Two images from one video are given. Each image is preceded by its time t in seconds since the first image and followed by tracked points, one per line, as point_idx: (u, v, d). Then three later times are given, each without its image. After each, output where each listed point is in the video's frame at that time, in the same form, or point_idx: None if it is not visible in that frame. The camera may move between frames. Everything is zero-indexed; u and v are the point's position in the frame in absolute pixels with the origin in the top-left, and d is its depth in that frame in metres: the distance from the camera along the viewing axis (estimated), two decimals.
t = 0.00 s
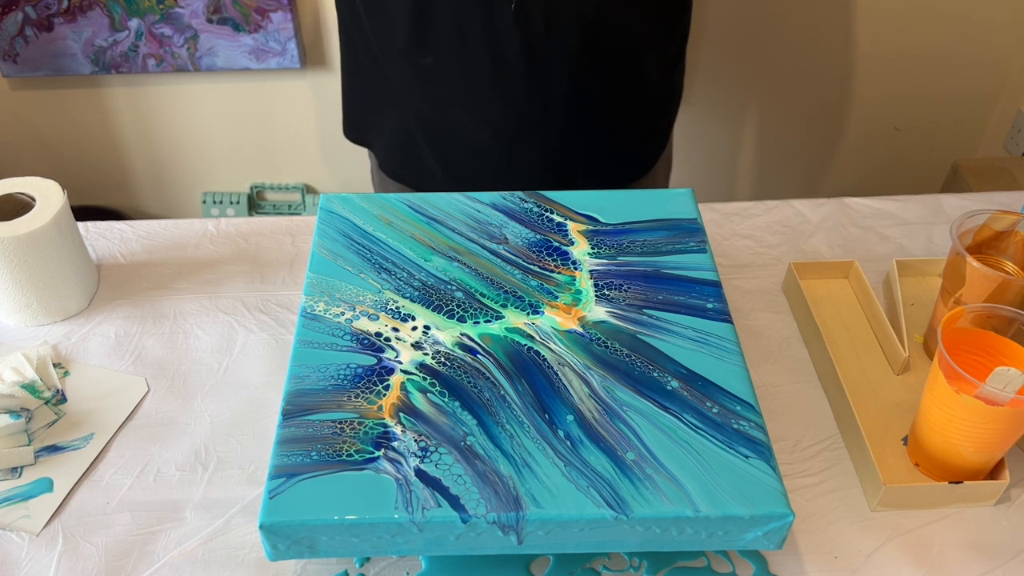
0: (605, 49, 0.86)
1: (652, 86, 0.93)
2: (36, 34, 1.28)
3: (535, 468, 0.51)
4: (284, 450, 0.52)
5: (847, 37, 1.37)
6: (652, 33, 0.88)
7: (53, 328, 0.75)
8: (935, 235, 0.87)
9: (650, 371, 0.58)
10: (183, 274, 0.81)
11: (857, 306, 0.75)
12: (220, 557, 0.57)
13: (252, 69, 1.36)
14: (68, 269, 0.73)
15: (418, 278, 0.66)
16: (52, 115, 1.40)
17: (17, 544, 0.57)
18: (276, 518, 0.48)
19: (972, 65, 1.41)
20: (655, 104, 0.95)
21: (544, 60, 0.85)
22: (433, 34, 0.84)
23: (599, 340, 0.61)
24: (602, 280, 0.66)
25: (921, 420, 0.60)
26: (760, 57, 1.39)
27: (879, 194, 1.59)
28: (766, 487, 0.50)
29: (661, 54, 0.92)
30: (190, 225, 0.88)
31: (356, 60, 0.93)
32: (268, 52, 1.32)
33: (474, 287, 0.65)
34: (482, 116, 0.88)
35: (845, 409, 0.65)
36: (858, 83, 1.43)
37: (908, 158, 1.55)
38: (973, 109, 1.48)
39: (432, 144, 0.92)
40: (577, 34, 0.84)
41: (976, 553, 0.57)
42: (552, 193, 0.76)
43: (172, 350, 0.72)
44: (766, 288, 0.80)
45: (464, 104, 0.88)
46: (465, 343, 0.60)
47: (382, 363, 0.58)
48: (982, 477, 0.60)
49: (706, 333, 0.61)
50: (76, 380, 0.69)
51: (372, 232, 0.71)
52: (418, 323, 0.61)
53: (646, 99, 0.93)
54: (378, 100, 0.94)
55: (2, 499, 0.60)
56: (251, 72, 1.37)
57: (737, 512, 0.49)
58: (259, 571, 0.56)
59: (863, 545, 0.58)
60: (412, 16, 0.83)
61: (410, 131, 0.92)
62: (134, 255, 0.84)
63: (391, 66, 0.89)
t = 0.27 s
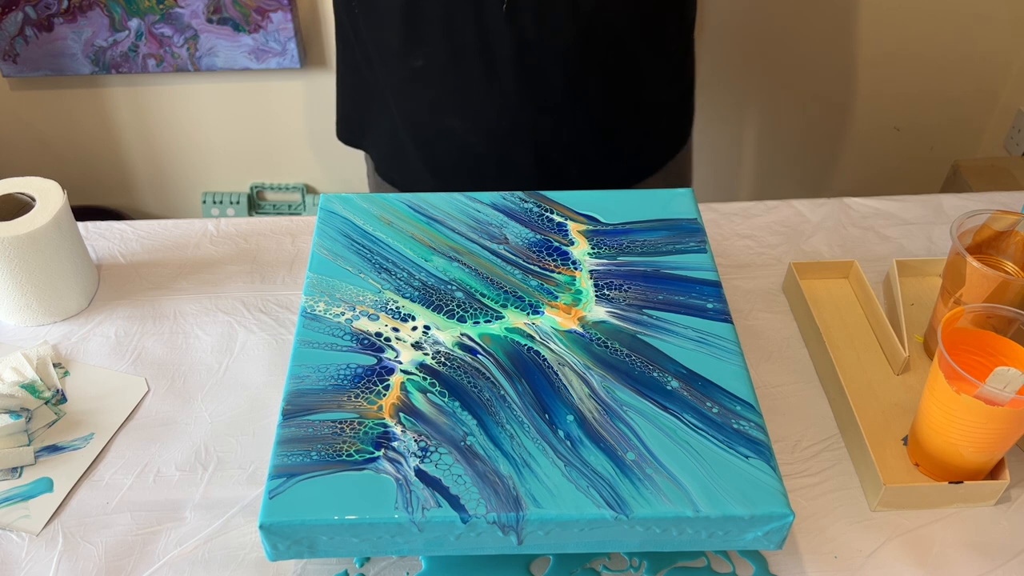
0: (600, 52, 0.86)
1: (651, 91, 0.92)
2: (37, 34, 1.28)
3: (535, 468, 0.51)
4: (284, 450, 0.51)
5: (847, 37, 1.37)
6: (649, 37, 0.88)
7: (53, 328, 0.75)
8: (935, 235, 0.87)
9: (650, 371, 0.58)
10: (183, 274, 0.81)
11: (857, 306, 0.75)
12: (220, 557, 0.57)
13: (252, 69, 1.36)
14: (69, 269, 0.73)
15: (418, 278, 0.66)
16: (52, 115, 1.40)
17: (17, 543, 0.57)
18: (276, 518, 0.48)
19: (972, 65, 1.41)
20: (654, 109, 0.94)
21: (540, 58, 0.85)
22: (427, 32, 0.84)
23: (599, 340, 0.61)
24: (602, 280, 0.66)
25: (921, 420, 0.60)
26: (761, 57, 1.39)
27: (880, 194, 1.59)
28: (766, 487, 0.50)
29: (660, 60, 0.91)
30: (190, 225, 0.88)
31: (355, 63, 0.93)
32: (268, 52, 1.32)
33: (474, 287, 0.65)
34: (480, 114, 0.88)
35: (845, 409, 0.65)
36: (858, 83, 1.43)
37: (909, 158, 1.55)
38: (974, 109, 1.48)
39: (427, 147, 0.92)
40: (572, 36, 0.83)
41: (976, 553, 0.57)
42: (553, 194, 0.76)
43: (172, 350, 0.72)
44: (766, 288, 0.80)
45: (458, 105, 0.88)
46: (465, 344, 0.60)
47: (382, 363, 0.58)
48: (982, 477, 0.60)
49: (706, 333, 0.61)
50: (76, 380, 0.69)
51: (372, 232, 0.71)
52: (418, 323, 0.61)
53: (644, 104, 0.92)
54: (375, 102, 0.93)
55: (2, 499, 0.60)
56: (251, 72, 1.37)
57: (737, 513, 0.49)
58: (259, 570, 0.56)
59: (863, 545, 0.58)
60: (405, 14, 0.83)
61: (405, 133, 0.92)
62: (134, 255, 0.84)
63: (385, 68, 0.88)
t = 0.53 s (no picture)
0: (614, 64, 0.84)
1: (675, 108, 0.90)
2: (37, 34, 1.28)
3: (535, 468, 0.51)
4: (284, 450, 0.51)
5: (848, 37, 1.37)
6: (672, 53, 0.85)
7: (53, 329, 0.75)
8: (935, 235, 0.87)
9: (650, 371, 0.58)
10: (183, 274, 0.81)
11: (857, 306, 0.75)
12: (220, 557, 0.57)
13: (252, 69, 1.36)
14: (68, 269, 0.73)
15: (418, 278, 0.66)
16: (52, 115, 1.40)
17: (17, 544, 0.57)
18: (277, 518, 0.48)
19: (973, 65, 1.41)
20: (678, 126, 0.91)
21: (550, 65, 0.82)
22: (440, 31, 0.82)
23: (599, 340, 0.61)
24: (602, 280, 0.66)
25: (921, 420, 0.60)
26: (762, 57, 1.39)
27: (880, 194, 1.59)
28: (766, 487, 0.50)
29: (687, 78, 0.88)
30: (191, 225, 0.88)
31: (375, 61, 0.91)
32: (268, 52, 1.32)
33: (474, 287, 0.65)
34: (488, 119, 0.87)
35: (845, 409, 0.65)
36: (859, 83, 1.43)
37: (909, 158, 1.55)
38: (974, 109, 1.48)
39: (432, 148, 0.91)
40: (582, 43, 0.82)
41: (976, 553, 0.57)
42: (553, 194, 0.76)
43: (172, 350, 0.72)
44: (766, 288, 0.80)
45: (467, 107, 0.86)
46: (465, 344, 0.60)
47: (382, 363, 0.58)
48: (982, 477, 0.60)
49: (706, 333, 0.61)
50: (76, 380, 0.69)
51: (372, 232, 0.71)
52: (418, 323, 0.61)
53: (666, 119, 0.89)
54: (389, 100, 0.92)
55: (3, 499, 0.60)
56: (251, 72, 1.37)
57: (737, 513, 0.49)
58: (259, 570, 0.56)
59: (863, 545, 0.58)
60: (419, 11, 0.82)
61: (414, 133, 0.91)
62: (134, 255, 0.84)
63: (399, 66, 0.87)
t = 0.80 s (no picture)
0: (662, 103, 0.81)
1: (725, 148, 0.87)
2: (37, 34, 1.28)
3: (535, 468, 0.51)
4: (284, 450, 0.51)
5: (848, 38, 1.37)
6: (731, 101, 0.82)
7: (53, 328, 0.75)
8: (934, 235, 0.87)
9: (650, 371, 0.58)
10: (183, 274, 0.81)
11: (857, 306, 0.75)
12: (220, 557, 0.57)
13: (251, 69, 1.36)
14: (68, 269, 0.73)
15: (418, 278, 0.66)
16: (52, 114, 1.40)
17: (17, 544, 0.57)
18: (276, 518, 0.48)
19: (973, 65, 1.41)
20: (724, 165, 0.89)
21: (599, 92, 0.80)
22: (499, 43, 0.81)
23: (599, 340, 0.61)
24: (602, 280, 0.66)
25: (921, 419, 0.60)
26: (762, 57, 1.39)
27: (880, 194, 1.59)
28: (766, 487, 0.50)
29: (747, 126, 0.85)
30: (191, 225, 0.88)
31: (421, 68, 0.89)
32: (268, 52, 1.32)
33: (474, 287, 0.65)
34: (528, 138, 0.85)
35: (844, 409, 0.65)
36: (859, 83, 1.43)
37: (909, 159, 1.55)
38: (974, 109, 1.48)
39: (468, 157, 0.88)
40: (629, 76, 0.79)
41: (975, 553, 0.57)
42: (553, 194, 0.76)
43: (172, 350, 0.72)
44: (766, 287, 0.80)
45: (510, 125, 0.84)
46: (465, 343, 0.60)
47: (382, 363, 0.58)
48: (982, 477, 0.60)
49: (705, 333, 0.61)
50: (76, 380, 0.69)
51: (372, 232, 0.71)
52: (418, 323, 0.62)
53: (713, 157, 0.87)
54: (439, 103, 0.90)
55: (3, 499, 0.60)
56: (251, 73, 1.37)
57: (737, 513, 0.49)
58: (259, 570, 0.56)
59: (862, 544, 0.58)
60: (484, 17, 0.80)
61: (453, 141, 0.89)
62: (134, 255, 0.84)
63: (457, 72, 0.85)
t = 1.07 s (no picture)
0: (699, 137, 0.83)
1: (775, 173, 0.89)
2: (36, 34, 1.27)
3: (534, 468, 0.51)
4: (284, 450, 0.52)
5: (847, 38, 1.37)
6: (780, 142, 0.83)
7: (53, 329, 0.74)
8: (934, 235, 0.87)
9: (650, 371, 0.58)
10: (183, 274, 0.81)
11: (857, 306, 0.75)
12: (220, 557, 0.57)
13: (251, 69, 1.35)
14: (68, 269, 0.73)
15: (418, 278, 0.66)
16: (52, 114, 1.40)
17: (17, 544, 0.57)
18: (276, 518, 0.48)
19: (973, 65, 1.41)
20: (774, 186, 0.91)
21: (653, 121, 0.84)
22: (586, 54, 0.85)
23: (599, 340, 0.61)
24: (602, 280, 0.66)
25: (920, 420, 0.60)
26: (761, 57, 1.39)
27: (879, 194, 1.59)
28: (766, 487, 0.50)
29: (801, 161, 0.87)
30: (191, 225, 0.88)
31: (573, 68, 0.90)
32: (267, 52, 1.32)
33: (474, 287, 0.65)
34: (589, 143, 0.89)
35: (844, 409, 0.65)
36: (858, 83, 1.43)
37: (908, 158, 1.55)
38: (974, 109, 1.48)
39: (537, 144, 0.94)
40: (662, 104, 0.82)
41: (975, 553, 0.57)
42: (553, 194, 0.76)
43: (172, 350, 0.72)
44: (766, 288, 0.80)
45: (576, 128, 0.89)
46: (464, 343, 0.60)
47: (382, 363, 0.58)
48: (982, 477, 0.60)
49: (705, 333, 0.61)
50: (76, 380, 0.69)
51: (372, 232, 0.71)
52: (418, 323, 0.62)
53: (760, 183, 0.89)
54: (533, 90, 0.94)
55: (3, 499, 0.60)
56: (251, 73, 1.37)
57: (737, 513, 0.49)
58: (260, 570, 0.56)
59: (862, 544, 0.58)
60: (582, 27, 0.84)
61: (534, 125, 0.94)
62: (134, 255, 0.84)
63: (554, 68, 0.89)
